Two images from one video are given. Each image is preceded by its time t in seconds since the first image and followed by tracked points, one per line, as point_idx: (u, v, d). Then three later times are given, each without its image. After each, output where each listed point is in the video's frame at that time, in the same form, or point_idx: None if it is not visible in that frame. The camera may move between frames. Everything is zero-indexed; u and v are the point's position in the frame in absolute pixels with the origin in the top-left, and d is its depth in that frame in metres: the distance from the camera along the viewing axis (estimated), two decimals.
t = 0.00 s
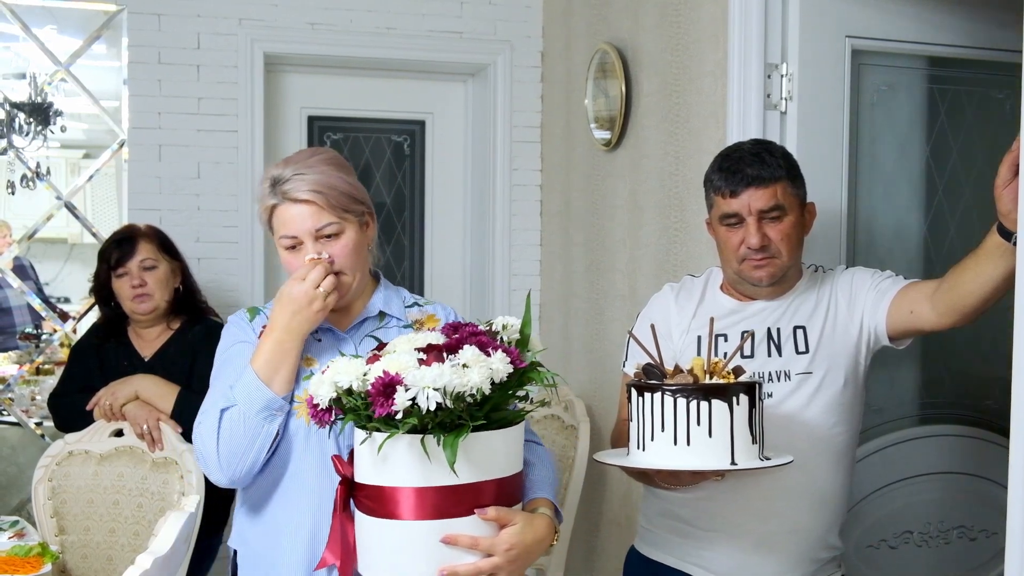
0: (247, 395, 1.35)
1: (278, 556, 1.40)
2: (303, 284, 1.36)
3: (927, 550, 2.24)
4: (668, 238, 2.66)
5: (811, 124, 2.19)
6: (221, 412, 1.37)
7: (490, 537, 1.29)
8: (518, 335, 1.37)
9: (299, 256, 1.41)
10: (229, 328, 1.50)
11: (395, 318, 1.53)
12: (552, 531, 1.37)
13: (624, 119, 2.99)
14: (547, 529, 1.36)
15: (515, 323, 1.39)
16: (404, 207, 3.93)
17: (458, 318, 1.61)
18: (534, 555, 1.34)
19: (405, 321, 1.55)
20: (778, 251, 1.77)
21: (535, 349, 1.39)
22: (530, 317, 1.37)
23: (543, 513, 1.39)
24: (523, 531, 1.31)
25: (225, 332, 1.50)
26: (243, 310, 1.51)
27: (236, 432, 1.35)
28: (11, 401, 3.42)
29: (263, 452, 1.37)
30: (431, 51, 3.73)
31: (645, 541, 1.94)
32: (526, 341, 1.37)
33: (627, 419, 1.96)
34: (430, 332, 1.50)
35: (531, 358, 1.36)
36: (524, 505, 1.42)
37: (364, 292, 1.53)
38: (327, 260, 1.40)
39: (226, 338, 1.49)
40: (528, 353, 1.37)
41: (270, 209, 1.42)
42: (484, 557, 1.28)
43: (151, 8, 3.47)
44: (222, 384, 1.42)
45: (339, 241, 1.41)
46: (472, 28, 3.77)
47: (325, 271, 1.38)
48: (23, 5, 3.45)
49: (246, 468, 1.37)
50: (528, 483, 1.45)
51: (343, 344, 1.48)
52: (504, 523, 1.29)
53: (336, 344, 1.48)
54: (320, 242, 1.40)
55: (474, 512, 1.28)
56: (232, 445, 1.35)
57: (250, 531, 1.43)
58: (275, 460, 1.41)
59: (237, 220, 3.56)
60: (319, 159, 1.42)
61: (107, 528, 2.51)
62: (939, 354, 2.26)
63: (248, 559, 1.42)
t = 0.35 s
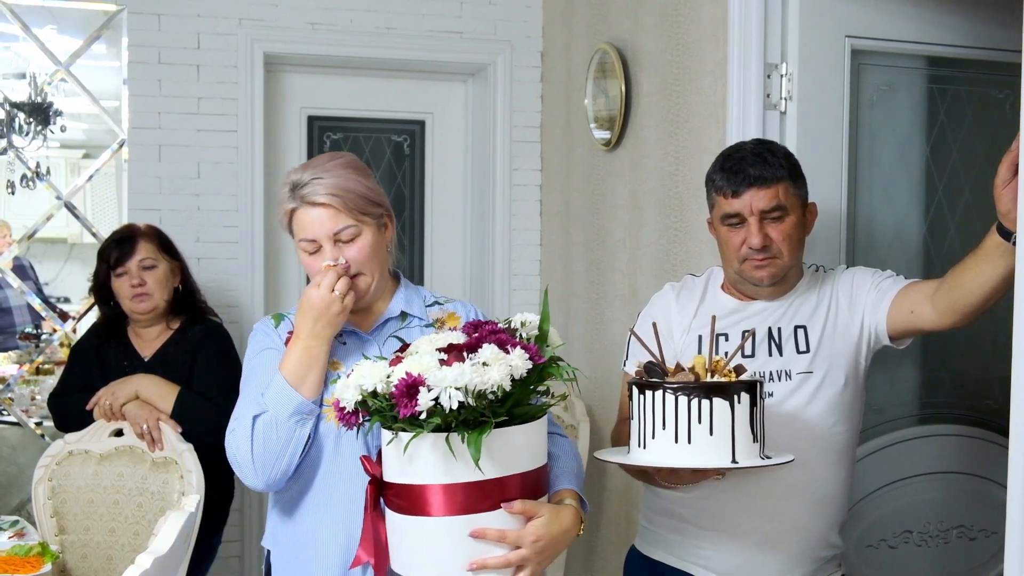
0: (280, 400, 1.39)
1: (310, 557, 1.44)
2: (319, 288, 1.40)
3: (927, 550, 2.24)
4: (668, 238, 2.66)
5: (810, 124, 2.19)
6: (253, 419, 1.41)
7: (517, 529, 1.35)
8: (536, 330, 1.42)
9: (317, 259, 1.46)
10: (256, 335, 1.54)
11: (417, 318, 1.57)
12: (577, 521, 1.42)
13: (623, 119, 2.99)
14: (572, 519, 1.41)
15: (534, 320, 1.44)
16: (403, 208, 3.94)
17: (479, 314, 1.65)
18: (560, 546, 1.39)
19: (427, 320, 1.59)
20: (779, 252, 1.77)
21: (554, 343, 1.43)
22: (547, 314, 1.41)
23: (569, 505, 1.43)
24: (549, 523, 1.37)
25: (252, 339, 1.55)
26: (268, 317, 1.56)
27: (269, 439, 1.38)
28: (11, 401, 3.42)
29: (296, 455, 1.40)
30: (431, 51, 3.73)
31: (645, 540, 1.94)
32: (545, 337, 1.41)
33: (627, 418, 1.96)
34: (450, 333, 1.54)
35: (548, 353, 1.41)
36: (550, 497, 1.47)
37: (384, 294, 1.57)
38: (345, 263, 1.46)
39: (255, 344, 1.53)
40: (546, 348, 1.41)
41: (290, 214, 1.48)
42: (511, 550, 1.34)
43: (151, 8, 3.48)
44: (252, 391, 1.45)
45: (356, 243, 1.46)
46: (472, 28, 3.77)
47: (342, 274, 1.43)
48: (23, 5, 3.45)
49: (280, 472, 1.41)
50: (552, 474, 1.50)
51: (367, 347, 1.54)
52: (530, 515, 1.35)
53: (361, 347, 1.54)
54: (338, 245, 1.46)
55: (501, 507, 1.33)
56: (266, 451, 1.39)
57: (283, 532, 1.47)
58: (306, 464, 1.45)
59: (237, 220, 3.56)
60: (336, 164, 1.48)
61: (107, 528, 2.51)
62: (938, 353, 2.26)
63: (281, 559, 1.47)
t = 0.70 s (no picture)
0: (294, 403, 1.39)
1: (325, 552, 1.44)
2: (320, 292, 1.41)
3: (927, 549, 2.24)
4: (667, 238, 2.66)
5: (810, 123, 2.19)
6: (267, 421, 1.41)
7: (531, 524, 1.36)
8: (544, 329, 1.44)
9: (323, 254, 1.47)
10: (267, 338, 1.54)
11: (426, 319, 1.58)
12: (590, 516, 1.44)
13: (623, 118, 2.99)
14: (585, 515, 1.42)
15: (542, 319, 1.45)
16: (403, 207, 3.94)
17: (487, 315, 1.66)
18: (574, 541, 1.40)
19: (436, 321, 1.60)
20: (778, 251, 1.77)
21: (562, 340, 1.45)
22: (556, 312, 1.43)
23: (580, 500, 1.45)
24: (562, 518, 1.38)
25: (263, 343, 1.55)
26: (279, 320, 1.56)
27: (283, 440, 1.39)
28: (10, 401, 3.42)
29: (310, 457, 1.41)
30: (431, 50, 3.73)
31: (645, 540, 1.94)
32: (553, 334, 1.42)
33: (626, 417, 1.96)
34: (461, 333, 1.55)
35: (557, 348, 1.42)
36: (562, 492, 1.48)
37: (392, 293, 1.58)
38: (350, 260, 1.47)
39: (266, 348, 1.53)
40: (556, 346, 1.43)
41: (299, 209, 1.49)
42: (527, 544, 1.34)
43: (150, 8, 3.48)
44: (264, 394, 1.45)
45: (362, 240, 1.47)
46: (472, 28, 3.77)
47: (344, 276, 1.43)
48: (23, 5, 3.44)
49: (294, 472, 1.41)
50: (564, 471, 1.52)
51: (378, 348, 1.54)
52: (544, 509, 1.36)
53: (372, 348, 1.54)
54: (344, 241, 1.46)
55: (514, 501, 1.35)
56: (279, 450, 1.39)
57: (296, 533, 1.48)
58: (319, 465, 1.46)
59: (237, 219, 3.56)
60: (348, 163, 1.49)
61: (107, 528, 2.51)
62: (938, 353, 2.26)
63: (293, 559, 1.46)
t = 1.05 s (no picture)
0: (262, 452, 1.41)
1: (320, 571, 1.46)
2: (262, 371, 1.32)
3: (927, 549, 2.24)
4: (666, 238, 2.67)
5: (809, 123, 2.19)
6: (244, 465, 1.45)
7: (521, 527, 1.36)
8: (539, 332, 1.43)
9: (319, 249, 1.51)
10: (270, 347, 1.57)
11: (430, 321, 1.59)
12: (581, 522, 1.44)
13: (623, 118, 2.99)
14: (576, 519, 1.43)
15: (538, 322, 1.45)
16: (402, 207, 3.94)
17: (493, 316, 1.67)
18: (564, 545, 1.41)
19: (441, 323, 1.60)
20: (777, 251, 1.77)
21: (558, 343, 1.44)
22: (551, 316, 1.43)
23: (573, 505, 1.45)
24: (551, 521, 1.38)
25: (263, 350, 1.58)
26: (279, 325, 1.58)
27: (256, 487, 1.42)
28: (10, 401, 3.42)
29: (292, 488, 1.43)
30: (431, 50, 3.73)
31: (645, 540, 1.94)
32: (548, 338, 1.42)
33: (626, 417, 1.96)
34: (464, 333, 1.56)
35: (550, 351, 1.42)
36: (557, 496, 1.48)
37: (394, 294, 1.60)
38: (346, 252, 1.50)
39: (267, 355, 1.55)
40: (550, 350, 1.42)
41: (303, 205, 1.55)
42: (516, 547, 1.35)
43: (150, 8, 3.48)
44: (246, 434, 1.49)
45: (355, 235, 1.50)
46: (471, 28, 3.77)
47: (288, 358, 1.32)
48: (22, 5, 3.45)
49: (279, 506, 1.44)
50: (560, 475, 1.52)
51: (380, 349, 1.55)
52: (533, 513, 1.36)
53: (374, 349, 1.55)
54: (339, 235, 1.50)
55: (504, 505, 1.35)
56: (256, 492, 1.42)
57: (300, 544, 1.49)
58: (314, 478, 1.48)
59: (237, 220, 3.56)
60: (352, 162, 1.54)
61: (107, 528, 2.51)
62: (937, 353, 2.27)
63: None
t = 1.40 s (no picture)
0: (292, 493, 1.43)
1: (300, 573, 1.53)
2: (360, 524, 1.36)
3: (927, 550, 2.24)
4: (667, 238, 2.67)
5: (809, 123, 2.19)
6: (248, 479, 1.49)
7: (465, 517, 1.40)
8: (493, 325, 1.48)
9: (308, 244, 1.55)
10: (261, 339, 1.57)
11: (416, 318, 1.61)
12: (534, 516, 1.46)
13: (623, 118, 2.98)
14: (527, 513, 1.45)
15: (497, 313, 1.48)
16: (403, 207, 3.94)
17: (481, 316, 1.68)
18: (512, 536, 1.43)
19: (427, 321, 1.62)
20: (778, 252, 1.77)
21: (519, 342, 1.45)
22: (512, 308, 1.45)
23: (527, 499, 1.46)
24: (498, 512, 1.41)
25: (257, 342, 1.58)
26: (272, 317, 1.60)
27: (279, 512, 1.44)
28: (10, 401, 3.42)
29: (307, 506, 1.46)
30: (431, 51, 3.73)
31: (645, 540, 1.94)
32: (506, 328, 1.45)
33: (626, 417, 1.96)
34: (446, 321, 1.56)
35: (507, 340, 1.45)
36: (513, 489, 1.49)
37: (383, 292, 1.62)
38: (331, 249, 1.53)
39: (261, 347, 1.56)
40: (508, 343, 1.45)
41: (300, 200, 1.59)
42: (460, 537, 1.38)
43: (150, 8, 3.48)
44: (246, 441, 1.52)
45: (342, 233, 1.53)
46: (472, 28, 3.77)
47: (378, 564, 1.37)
48: (23, 5, 3.45)
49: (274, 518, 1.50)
50: (520, 471, 1.53)
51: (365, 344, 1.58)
52: (478, 502, 1.40)
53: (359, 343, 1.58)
54: (326, 232, 1.54)
55: (448, 493, 1.39)
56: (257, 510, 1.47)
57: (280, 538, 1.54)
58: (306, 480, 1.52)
59: (237, 220, 3.56)
60: (352, 161, 1.58)
61: (107, 528, 2.50)
62: (937, 353, 2.27)
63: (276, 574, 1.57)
